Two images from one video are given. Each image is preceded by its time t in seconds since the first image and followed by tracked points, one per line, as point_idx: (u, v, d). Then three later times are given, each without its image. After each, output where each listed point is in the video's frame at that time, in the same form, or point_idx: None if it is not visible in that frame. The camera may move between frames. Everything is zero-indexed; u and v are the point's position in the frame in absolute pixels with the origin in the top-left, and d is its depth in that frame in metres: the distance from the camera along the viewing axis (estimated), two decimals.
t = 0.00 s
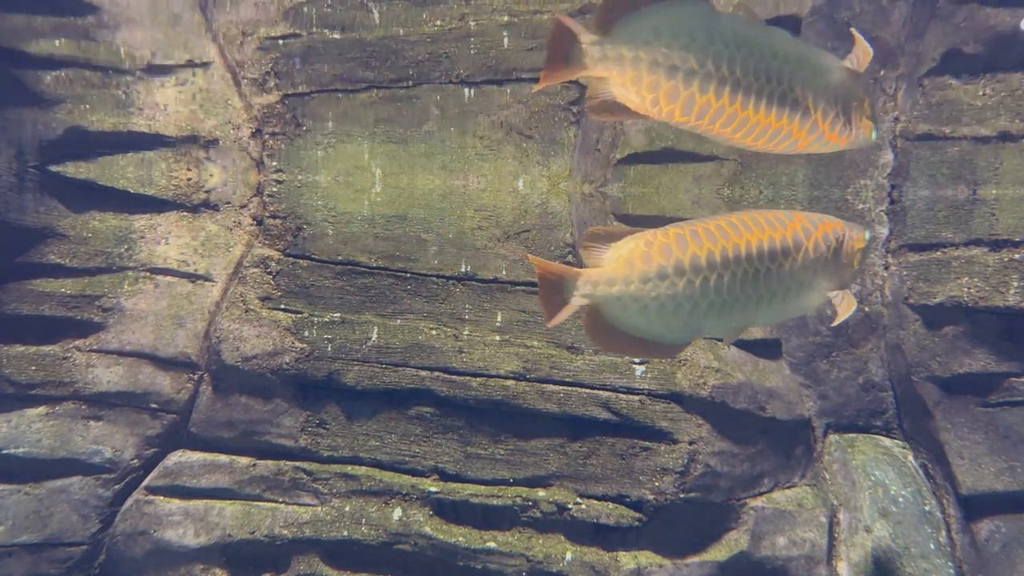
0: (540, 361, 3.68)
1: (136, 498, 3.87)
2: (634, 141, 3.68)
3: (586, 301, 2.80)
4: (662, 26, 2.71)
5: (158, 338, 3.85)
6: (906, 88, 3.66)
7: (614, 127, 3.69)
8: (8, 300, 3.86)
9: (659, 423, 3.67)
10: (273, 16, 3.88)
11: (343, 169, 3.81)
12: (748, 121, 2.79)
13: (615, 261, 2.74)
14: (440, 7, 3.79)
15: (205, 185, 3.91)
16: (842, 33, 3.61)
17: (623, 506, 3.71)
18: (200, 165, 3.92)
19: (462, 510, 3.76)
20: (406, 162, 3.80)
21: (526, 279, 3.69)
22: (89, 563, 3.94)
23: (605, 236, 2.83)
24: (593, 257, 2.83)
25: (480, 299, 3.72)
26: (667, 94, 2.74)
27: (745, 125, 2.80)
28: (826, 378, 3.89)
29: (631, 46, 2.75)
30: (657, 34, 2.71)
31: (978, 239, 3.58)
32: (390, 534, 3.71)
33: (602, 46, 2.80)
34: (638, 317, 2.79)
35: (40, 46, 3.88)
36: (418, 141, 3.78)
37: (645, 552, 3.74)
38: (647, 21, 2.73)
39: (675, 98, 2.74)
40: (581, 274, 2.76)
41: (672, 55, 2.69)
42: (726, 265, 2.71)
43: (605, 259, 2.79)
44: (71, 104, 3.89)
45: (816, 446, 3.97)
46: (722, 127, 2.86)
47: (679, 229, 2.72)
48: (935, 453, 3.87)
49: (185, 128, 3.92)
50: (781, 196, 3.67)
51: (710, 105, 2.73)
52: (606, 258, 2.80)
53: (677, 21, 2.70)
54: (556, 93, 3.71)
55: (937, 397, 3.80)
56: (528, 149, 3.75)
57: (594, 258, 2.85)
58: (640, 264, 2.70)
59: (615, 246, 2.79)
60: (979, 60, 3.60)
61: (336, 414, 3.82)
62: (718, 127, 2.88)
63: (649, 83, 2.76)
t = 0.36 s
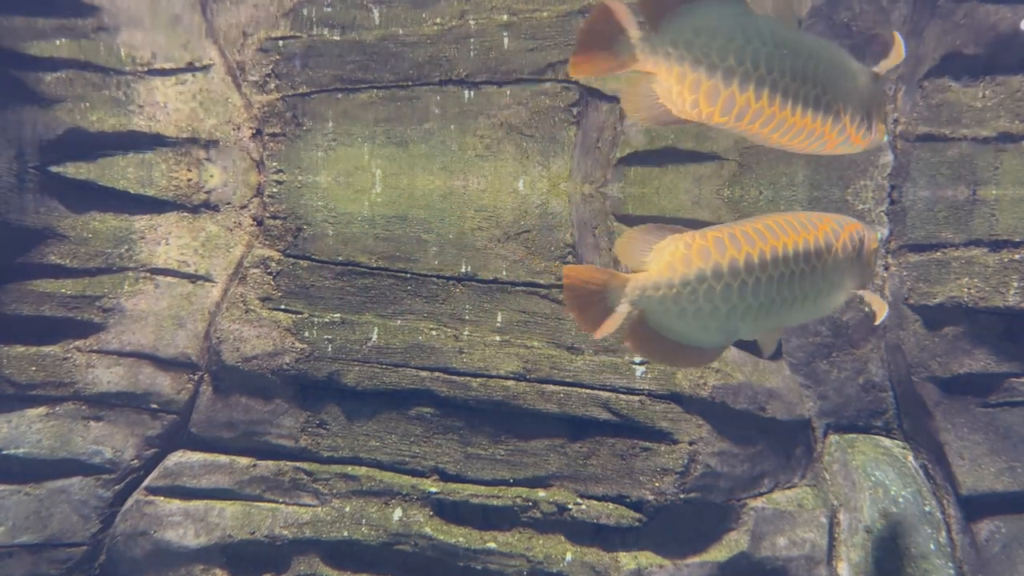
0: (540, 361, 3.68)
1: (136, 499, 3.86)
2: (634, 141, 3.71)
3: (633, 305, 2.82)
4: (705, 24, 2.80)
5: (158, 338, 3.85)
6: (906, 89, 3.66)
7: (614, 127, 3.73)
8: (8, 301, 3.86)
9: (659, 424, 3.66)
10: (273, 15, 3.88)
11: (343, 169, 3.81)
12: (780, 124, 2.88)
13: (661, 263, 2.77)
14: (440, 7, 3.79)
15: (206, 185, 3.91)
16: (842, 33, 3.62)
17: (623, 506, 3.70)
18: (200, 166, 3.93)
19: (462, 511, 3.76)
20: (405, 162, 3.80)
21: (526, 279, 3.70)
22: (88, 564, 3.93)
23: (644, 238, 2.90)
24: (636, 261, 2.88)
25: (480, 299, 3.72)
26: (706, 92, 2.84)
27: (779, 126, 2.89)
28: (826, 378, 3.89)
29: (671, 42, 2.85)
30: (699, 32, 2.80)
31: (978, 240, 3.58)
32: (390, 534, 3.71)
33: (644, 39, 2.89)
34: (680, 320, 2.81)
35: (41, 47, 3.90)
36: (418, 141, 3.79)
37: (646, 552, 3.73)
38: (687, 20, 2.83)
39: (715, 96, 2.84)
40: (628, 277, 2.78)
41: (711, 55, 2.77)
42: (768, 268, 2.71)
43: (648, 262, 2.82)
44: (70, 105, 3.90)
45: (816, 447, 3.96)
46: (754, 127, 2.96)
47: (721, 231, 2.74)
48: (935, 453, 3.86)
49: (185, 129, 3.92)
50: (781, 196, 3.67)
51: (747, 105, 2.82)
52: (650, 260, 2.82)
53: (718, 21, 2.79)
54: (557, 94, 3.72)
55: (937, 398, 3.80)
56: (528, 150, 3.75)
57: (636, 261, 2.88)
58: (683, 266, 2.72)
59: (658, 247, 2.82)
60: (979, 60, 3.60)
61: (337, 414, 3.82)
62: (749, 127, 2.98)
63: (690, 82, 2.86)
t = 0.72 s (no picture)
0: (540, 361, 3.68)
1: (137, 499, 3.86)
2: (634, 141, 3.72)
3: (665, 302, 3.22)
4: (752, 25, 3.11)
5: (158, 338, 3.85)
6: (906, 88, 3.63)
7: (614, 127, 3.75)
8: (9, 301, 3.87)
9: (659, 424, 3.66)
10: (273, 15, 3.89)
11: (343, 170, 3.81)
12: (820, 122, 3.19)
13: (702, 267, 3.16)
14: (440, 7, 3.80)
15: (205, 185, 3.92)
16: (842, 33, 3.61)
17: (623, 506, 3.70)
18: (200, 167, 3.93)
19: (462, 511, 3.76)
20: (405, 162, 3.80)
21: (526, 280, 3.70)
22: (88, 564, 3.92)
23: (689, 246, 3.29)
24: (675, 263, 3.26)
25: (481, 300, 3.72)
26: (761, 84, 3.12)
27: (822, 123, 3.19)
28: (826, 378, 3.83)
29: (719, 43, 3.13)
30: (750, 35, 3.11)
31: (978, 240, 3.59)
32: (390, 534, 3.71)
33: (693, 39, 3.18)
34: (723, 321, 3.17)
35: (40, 48, 3.90)
36: (418, 141, 3.79)
37: (646, 552, 3.73)
38: (733, 19, 3.13)
39: (765, 86, 3.11)
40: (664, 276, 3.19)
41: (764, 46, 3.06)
42: (804, 273, 3.08)
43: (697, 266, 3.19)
44: (71, 105, 3.90)
45: (816, 447, 3.89)
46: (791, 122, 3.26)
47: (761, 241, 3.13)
48: (935, 453, 3.84)
49: (185, 129, 3.92)
50: (781, 197, 3.67)
51: (799, 100, 3.11)
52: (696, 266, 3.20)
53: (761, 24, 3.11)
54: (557, 94, 3.73)
55: (937, 398, 3.81)
56: (528, 150, 3.75)
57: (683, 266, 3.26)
58: (731, 271, 3.09)
59: (704, 252, 3.20)
60: (979, 60, 3.60)
61: (337, 414, 3.82)
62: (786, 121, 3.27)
63: (741, 78, 3.12)
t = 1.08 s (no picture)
0: (540, 361, 3.69)
1: (137, 499, 3.86)
2: (634, 141, 3.74)
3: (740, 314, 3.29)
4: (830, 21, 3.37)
5: (158, 339, 3.85)
6: (906, 88, 3.64)
7: (614, 127, 3.75)
8: (9, 301, 3.87)
9: (659, 424, 3.66)
10: (272, 15, 3.89)
11: (343, 170, 3.82)
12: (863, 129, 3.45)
13: (772, 276, 3.28)
14: (440, 7, 3.79)
15: (206, 186, 3.92)
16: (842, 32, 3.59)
17: (623, 506, 3.69)
18: (200, 167, 3.93)
19: (462, 511, 3.76)
20: (405, 162, 3.81)
21: (526, 280, 3.70)
22: (88, 564, 3.92)
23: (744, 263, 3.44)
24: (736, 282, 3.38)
25: (481, 300, 3.73)
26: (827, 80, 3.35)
27: (871, 126, 3.44)
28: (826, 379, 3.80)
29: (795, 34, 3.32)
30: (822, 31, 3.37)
31: (978, 240, 3.59)
32: (390, 535, 3.71)
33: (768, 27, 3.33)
34: (791, 328, 3.30)
35: (40, 49, 3.90)
36: (419, 141, 3.79)
37: (645, 552, 3.73)
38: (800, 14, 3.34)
39: (830, 83, 3.35)
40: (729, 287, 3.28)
41: (835, 46, 3.30)
42: (855, 279, 3.33)
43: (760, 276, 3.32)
44: (71, 106, 3.90)
45: (816, 447, 3.88)
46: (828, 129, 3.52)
47: (818, 250, 3.30)
48: (935, 453, 3.84)
49: (185, 130, 3.92)
50: (781, 197, 3.67)
51: (862, 99, 3.35)
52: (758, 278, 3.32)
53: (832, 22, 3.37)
54: (557, 95, 3.74)
55: (936, 398, 3.80)
56: (528, 150, 3.76)
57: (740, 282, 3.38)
58: (801, 279, 3.24)
59: (769, 264, 3.33)
60: (980, 59, 3.58)
61: (337, 415, 3.81)
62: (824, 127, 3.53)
63: (813, 72, 3.31)
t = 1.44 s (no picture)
0: (540, 361, 3.69)
1: (137, 499, 3.86)
2: (634, 141, 3.74)
3: (829, 327, 3.57)
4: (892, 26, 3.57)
5: (158, 339, 3.85)
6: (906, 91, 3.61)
7: (614, 127, 3.76)
8: (10, 301, 3.87)
9: (659, 424, 3.64)
10: (273, 16, 3.90)
11: (343, 170, 3.82)
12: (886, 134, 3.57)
13: (857, 284, 3.57)
14: (440, 7, 3.81)
15: (206, 186, 3.92)
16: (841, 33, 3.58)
17: (623, 506, 3.69)
18: (200, 167, 3.93)
19: (462, 511, 3.76)
20: (406, 163, 3.82)
21: (526, 280, 3.71)
22: (88, 564, 3.92)
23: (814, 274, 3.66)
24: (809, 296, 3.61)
25: (481, 300, 3.73)
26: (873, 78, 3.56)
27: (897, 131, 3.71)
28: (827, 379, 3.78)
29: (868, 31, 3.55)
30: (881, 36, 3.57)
31: (978, 241, 3.59)
32: (390, 535, 3.71)
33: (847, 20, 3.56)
34: (868, 334, 3.65)
35: (41, 49, 3.90)
36: (419, 141, 3.80)
37: (645, 552, 3.72)
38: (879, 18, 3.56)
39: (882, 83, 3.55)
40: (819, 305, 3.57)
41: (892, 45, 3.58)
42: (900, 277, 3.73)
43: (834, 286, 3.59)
44: (71, 106, 3.90)
45: (816, 447, 3.87)
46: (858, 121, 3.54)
47: (881, 256, 3.59)
48: (935, 454, 3.84)
49: (186, 130, 3.93)
50: (781, 197, 3.67)
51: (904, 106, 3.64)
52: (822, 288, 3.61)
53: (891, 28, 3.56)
54: (557, 95, 3.75)
55: (937, 398, 3.82)
56: (528, 150, 3.76)
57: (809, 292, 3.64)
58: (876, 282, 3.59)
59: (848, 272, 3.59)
60: (980, 59, 3.58)
61: (337, 415, 3.81)
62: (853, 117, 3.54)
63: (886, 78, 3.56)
